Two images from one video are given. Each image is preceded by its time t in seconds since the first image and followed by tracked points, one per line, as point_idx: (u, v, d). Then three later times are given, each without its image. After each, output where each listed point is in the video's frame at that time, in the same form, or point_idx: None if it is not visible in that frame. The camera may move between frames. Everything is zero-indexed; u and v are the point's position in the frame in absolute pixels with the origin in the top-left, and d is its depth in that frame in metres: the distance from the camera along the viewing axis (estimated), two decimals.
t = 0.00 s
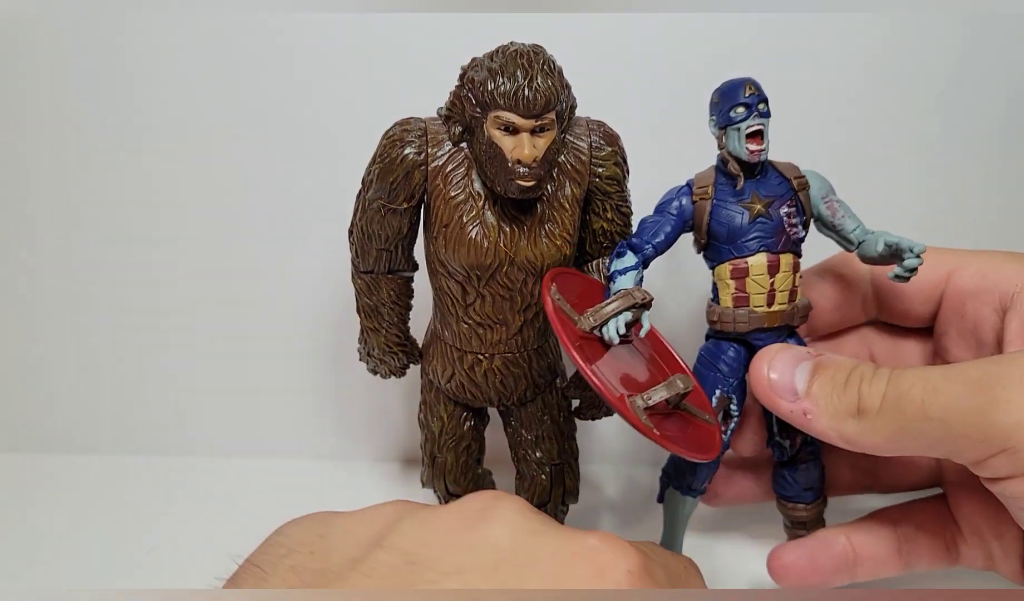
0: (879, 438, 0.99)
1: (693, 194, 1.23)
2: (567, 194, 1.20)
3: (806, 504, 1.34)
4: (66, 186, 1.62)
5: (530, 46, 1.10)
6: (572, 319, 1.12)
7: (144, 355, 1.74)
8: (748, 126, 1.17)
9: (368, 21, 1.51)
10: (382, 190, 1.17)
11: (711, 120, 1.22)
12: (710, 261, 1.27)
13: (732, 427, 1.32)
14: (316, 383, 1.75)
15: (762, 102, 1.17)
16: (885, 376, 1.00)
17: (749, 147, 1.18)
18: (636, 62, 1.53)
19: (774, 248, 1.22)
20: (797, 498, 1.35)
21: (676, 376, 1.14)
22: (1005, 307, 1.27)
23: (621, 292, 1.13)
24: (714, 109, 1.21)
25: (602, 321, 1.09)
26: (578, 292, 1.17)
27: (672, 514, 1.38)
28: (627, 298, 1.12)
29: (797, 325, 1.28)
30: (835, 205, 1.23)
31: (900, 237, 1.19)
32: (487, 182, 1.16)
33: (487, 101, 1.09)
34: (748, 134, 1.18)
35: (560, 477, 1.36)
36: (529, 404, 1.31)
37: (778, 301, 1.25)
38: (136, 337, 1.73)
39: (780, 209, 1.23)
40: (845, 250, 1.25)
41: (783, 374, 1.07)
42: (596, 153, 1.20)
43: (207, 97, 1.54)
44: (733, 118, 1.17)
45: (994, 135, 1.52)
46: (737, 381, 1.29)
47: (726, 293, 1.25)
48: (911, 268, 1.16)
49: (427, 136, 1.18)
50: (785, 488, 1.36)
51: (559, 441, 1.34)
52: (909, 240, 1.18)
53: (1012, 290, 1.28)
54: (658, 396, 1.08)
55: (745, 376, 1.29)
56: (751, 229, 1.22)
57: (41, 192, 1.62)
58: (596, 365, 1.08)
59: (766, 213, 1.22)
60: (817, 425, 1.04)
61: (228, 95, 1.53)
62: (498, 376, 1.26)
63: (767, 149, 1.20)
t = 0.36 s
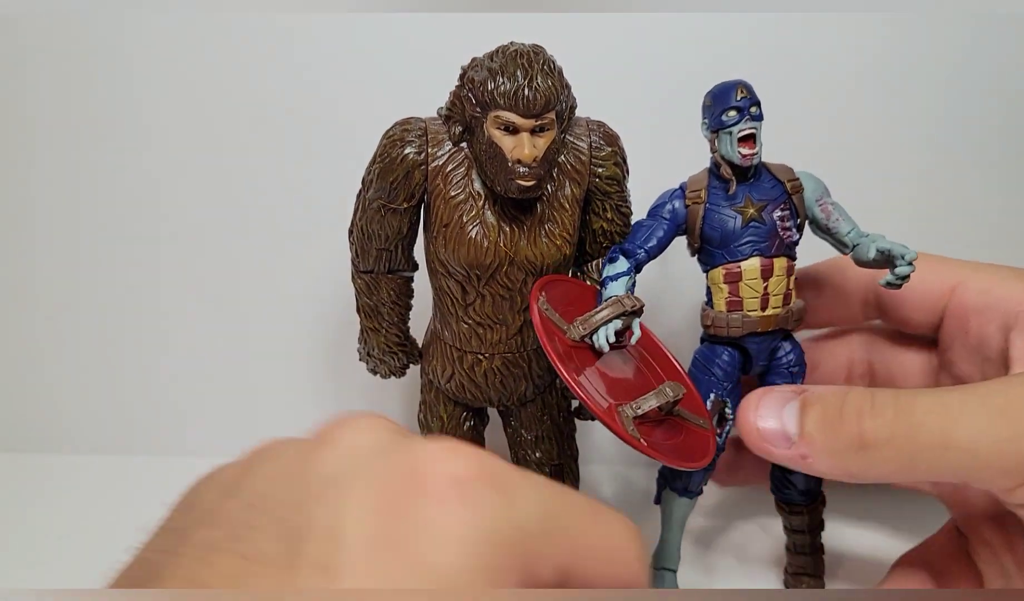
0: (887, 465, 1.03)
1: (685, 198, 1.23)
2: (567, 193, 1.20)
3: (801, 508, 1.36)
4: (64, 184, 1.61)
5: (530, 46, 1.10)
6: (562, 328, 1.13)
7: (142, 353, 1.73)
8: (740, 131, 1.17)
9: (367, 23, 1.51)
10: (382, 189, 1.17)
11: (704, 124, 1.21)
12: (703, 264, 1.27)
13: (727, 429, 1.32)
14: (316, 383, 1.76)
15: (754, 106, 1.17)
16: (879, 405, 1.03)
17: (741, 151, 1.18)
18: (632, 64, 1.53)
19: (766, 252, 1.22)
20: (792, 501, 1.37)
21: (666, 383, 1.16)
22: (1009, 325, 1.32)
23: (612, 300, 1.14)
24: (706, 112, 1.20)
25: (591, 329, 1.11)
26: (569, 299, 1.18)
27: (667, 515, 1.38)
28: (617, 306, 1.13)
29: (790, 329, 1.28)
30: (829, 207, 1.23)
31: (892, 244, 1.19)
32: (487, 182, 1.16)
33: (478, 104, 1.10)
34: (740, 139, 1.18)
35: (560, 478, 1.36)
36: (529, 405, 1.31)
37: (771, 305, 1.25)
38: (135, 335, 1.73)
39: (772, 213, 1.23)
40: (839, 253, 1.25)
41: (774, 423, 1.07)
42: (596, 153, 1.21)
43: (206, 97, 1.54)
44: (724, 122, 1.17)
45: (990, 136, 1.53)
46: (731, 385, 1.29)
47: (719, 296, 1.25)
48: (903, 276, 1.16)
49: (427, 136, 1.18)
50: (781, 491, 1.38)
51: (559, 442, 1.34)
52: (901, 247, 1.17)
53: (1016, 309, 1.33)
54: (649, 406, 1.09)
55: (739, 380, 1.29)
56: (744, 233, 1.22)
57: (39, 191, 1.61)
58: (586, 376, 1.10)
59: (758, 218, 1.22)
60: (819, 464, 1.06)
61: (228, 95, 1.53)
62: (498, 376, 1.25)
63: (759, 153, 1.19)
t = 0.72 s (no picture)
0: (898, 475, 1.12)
1: (684, 199, 1.23)
2: (566, 194, 1.20)
3: (802, 507, 1.33)
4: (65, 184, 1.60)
5: (529, 46, 1.09)
6: (562, 329, 1.13)
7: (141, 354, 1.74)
8: (739, 131, 1.17)
9: (367, 24, 1.51)
10: (381, 190, 1.17)
11: (703, 124, 1.21)
12: (703, 265, 1.27)
13: (725, 430, 1.33)
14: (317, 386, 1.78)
15: (753, 106, 1.17)
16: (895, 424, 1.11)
17: (740, 152, 1.17)
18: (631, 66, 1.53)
19: (764, 253, 1.22)
20: (794, 500, 1.34)
21: (667, 384, 1.16)
22: None
23: (611, 300, 1.14)
24: (705, 113, 1.20)
25: (590, 330, 1.11)
26: (569, 301, 1.18)
27: (666, 517, 1.37)
28: (616, 307, 1.13)
29: (790, 329, 1.28)
30: (829, 208, 1.23)
31: (891, 245, 1.18)
32: (486, 182, 1.16)
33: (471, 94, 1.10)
34: (739, 140, 1.18)
35: (560, 478, 1.36)
36: (529, 406, 1.31)
37: (770, 306, 1.25)
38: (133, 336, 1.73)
39: (771, 214, 1.22)
40: (838, 254, 1.26)
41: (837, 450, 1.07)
42: (595, 154, 1.20)
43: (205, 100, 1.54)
44: (723, 123, 1.17)
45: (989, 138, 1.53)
46: (730, 386, 1.29)
47: (718, 297, 1.25)
48: (901, 276, 1.16)
49: (426, 137, 1.18)
50: (782, 490, 1.34)
51: (558, 443, 1.34)
52: (900, 248, 1.17)
53: None
54: (648, 406, 1.09)
55: (738, 381, 1.29)
56: (743, 234, 1.22)
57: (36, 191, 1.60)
58: (584, 376, 1.10)
59: (757, 218, 1.22)
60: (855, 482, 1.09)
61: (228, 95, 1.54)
62: (498, 377, 1.25)
63: (759, 154, 1.19)
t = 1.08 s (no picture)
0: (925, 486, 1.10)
1: (683, 200, 1.23)
2: (565, 195, 1.20)
3: (801, 508, 1.33)
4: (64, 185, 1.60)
5: (528, 47, 1.10)
6: (561, 330, 1.13)
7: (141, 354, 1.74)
8: (738, 132, 1.17)
9: (367, 25, 1.51)
10: (380, 191, 1.17)
11: (701, 125, 1.21)
12: (702, 266, 1.27)
13: (724, 431, 1.33)
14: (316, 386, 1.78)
15: (752, 108, 1.17)
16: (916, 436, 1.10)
17: (739, 153, 1.17)
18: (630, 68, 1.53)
19: (763, 254, 1.22)
20: (793, 501, 1.34)
21: (665, 385, 1.16)
22: None
23: (610, 301, 1.14)
24: (704, 114, 1.20)
25: (589, 331, 1.10)
26: (568, 302, 1.18)
27: (664, 518, 1.37)
28: (615, 308, 1.13)
29: (788, 331, 1.28)
30: (827, 209, 1.23)
31: (890, 246, 1.19)
32: (485, 184, 1.16)
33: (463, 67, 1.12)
34: (738, 141, 1.18)
35: (560, 479, 1.36)
36: (528, 407, 1.31)
37: (769, 307, 1.25)
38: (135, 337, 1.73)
39: (770, 215, 1.22)
40: (836, 255, 1.26)
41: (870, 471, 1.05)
42: (594, 155, 1.20)
43: (205, 101, 1.54)
44: (722, 124, 1.17)
45: (989, 139, 1.53)
46: (729, 387, 1.29)
47: (717, 298, 1.25)
48: (900, 277, 1.16)
49: (425, 137, 1.18)
50: (781, 491, 1.34)
51: (557, 444, 1.34)
52: (899, 249, 1.17)
53: None
54: (647, 407, 1.09)
55: (736, 382, 1.30)
56: (741, 235, 1.22)
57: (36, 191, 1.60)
58: (583, 378, 1.10)
59: (756, 220, 1.22)
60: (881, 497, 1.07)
61: (229, 95, 1.53)
62: (497, 378, 1.25)
63: (758, 155, 1.19)
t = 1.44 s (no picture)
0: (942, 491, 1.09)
1: (682, 200, 1.23)
2: (564, 195, 1.20)
3: (800, 508, 1.33)
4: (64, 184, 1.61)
5: (528, 47, 1.10)
6: (560, 330, 1.13)
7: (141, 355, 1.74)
8: (737, 133, 1.17)
9: (366, 25, 1.51)
10: (379, 191, 1.17)
11: (701, 125, 1.21)
12: (701, 266, 1.27)
13: (723, 431, 1.33)
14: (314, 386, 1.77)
15: (751, 108, 1.17)
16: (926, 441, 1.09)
17: (738, 153, 1.18)
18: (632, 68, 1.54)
19: (763, 254, 1.22)
20: (792, 501, 1.34)
21: (665, 385, 1.16)
22: None
23: (610, 301, 1.14)
24: (703, 114, 1.20)
25: (588, 332, 1.10)
26: (567, 302, 1.18)
27: (663, 518, 1.37)
28: (614, 308, 1.13)
29: (787, 331, 1.28)
30: (826, 209, 1.23)
31: (889, 246, 1.18)
32: (484, 184, 1.16)
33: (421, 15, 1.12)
34: (737, 141, 1.18)
35: (559, 479, 1.36)
36: (527, 407, 1.31)
37: (768, 307, 1.25)
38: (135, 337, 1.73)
39: (769, 215, 1.22)
40: (835, 255, 1.26)
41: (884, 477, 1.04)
42: (593, 155, 1.20)
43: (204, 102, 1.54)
44: (721, 124, 1.17)
45: (987, 139, 1.54)
46: (727, 387, 1.29)
47: (716, 298, 1.25)
48: (898, 277, 1.15)
49: (425, 137, 1.18)
50: (780, 491, 1.34)
51: (556, 444, 1.34)
52: (897, 249, 1.17)
53: None
54: (647, 407, 1.09)
55: (735, 382, 1.30)
56: (740, 235, 1.22)
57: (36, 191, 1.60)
58: (582, 378, 1.10)
59: (755, 220, 1.22)
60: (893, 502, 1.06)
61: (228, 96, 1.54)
62: (496, 378, 1.25)
63: (757, 155, 1.19)
